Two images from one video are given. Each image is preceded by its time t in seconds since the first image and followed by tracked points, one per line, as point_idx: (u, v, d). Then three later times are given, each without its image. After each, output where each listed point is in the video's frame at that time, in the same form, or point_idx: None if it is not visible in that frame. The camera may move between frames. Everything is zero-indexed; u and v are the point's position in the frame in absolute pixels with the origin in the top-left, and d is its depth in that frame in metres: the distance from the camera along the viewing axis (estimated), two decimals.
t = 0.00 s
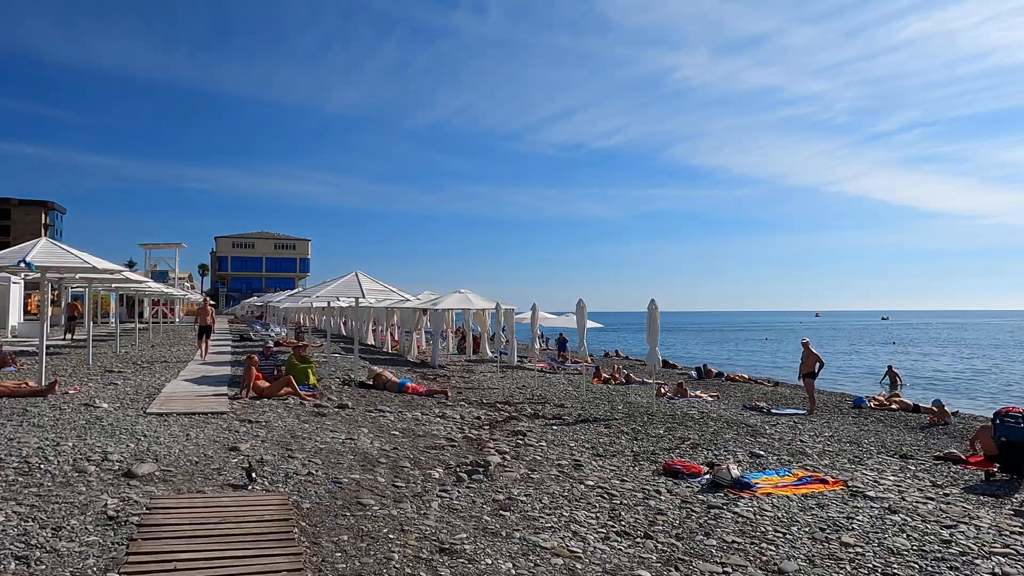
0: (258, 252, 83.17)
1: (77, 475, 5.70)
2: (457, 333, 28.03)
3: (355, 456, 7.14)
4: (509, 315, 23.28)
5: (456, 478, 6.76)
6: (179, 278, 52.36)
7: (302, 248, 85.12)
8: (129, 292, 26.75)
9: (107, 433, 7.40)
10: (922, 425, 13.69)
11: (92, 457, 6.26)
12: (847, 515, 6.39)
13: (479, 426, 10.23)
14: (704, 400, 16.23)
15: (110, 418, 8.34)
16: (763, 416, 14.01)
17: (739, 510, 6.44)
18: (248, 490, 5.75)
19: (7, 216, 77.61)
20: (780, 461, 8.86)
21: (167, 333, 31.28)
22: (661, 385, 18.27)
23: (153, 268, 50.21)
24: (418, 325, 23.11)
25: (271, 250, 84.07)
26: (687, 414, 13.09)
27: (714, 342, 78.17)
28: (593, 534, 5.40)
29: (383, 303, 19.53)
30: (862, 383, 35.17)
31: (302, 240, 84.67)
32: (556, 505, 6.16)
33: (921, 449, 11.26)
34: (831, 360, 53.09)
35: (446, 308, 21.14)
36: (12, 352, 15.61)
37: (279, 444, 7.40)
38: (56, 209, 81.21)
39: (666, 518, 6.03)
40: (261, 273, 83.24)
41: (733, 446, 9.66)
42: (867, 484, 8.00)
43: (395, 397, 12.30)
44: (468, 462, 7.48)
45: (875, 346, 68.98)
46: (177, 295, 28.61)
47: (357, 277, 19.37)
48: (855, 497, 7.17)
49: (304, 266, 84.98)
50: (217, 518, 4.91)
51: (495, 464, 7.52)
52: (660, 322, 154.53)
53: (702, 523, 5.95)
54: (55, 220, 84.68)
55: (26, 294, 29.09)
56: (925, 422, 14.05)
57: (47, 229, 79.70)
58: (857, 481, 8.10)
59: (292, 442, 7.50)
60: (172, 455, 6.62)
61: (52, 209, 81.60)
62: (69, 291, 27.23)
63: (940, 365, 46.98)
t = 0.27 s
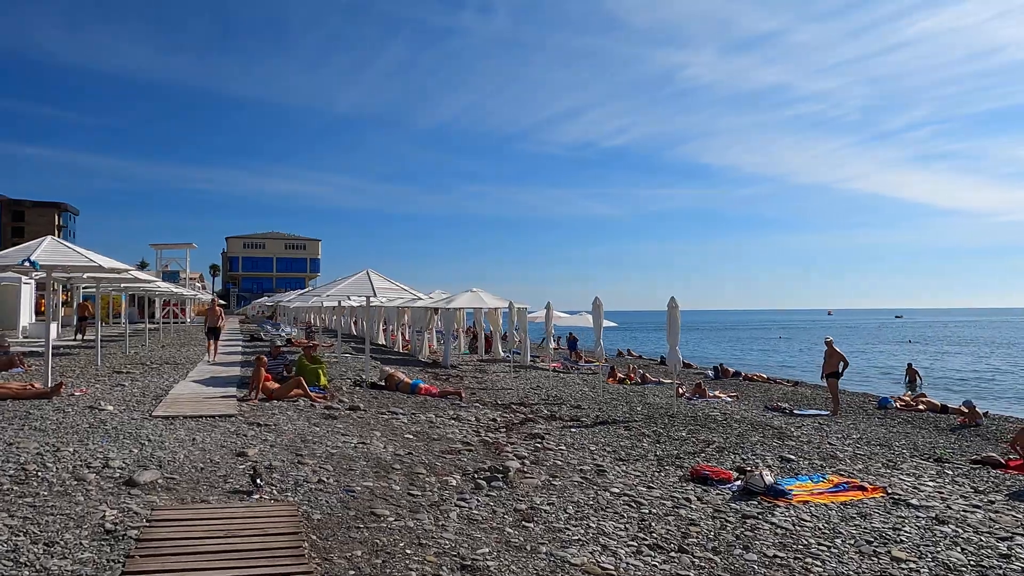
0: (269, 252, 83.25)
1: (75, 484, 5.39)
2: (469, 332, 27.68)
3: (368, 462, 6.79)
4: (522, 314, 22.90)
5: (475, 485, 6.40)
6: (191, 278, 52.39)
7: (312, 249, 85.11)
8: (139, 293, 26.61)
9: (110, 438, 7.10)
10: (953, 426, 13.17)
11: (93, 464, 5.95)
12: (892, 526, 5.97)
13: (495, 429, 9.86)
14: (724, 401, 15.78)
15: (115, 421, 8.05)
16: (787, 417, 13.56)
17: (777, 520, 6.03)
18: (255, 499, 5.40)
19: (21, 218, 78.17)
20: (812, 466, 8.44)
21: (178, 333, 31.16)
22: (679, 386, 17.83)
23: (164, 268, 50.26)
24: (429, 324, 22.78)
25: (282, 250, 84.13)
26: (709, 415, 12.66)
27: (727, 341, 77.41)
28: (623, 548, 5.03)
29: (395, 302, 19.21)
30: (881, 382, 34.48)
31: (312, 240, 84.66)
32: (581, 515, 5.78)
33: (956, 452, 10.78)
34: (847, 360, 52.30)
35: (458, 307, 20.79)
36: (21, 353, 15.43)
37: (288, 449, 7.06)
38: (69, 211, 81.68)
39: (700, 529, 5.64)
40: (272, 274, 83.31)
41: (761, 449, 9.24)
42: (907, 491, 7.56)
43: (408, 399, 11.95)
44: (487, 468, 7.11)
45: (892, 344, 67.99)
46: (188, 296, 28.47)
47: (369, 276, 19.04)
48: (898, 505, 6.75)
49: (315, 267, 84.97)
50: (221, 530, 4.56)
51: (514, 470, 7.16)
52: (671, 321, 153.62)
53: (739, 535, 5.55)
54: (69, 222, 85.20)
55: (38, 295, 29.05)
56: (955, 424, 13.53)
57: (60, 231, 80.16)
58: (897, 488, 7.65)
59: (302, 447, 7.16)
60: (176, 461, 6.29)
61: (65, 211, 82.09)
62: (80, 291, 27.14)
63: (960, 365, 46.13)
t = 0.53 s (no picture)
0: (296, 255, 83.95)
1: (95, 498, 5.15)
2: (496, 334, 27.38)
3: (399, 473, 6.46)
4: (550, 315, 22.49)
5: (512, 499, 6.03)
6: (220, 281, 52.94)
7: (338, 251, 85.59)
8: (169, 295, 26.79)
9: (135, 447, 6.88)
10: (1009, 432, 12.48)
11: (115, 476, 5.71)
12: (968, 547, 5.47)
13: (528, 435, 9.48)
14: (762, 404, 15.23)
15: (141, 429, 7.85)
16: (830, 422, 12.97)
17: (840, 540, 5.57)
18: (281, 515, 5.10)
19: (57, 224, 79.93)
20: (867, 477, 7.92)
21: (208, 336, 31.35)
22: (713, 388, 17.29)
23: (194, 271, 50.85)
24: (456, 326, 22.50)
25: (309, 253, 84.76)
26: (749, 420, 12.15)
27: (757, 341, 76.06)
28: (677, 572, 4.62)
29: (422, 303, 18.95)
30: (921, 383, 33.37)
31: (339, 242, 85.14)
32: (627, 533, 5.38)
33: (1017, 460, 10.14)
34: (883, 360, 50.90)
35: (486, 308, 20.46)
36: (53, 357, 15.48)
37: (316, 459, 6.76)
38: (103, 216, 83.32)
39: (757, 550, 5.20)
40: (299, 276, 83.98)
41: (810, 458, 8.73)
42: (975, 505, 7.02)
43: (437, 403, 11.64)
44: (523, 479, 6.74)
45: (928, 344, 66.15)
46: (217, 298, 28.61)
47: (397, 277, 18.77)
48: (969, 522, 6.23)
49: (341, 268, 85.45)
50: (248, 552, 4.26)
51: (552, 481, 6.78)
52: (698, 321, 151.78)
53: (800, 557, 5.12)
54: (102, 227, 86.93)
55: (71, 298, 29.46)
56: (1010, 429, 12.84)
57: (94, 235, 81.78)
58: (963, 502, 7.12)
59: (329, 457, 6.86)
60: (200, 472, 6.03)
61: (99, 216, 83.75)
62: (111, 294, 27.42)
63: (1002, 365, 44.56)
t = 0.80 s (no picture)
0: (342, 254, 85.17)
1: (148, 498, 4.99)
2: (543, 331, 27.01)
3: (455, 475, 6.16)
4: (599, 312, 22.00)
5: (575, 504, 5.67)
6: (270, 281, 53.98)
7: (384, 250, 86.46)
8: (222, 294, 27.28)
9: (188, 445, 6.76)
10: None
11: (167, 475, 5.57)
12: None
13: (583, 435, 9.09)
14: (826, 404, 14.47)
15: (194, 426, 7.77)
16: (903, 423, 12.20)
17: (942, 555, 5.03)
18: (336, 519, 4.85)
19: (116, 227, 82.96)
20: (958, 484, 7.28)
21: (258, 334, 31.87)
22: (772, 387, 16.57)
23: (245, 271, 51.95)
24: (503, 323, 22.23)
25: (355, 252, 85.88)
26: (816, 421, 11.50)
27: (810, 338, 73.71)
28: None
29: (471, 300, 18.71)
30: (992, 382, 31.58)
31: (384, 241, 86.00)
32: (703, 544, 4.96)
33: None
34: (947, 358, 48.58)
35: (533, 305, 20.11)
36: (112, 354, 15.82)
37: (368, 459, 6.53)
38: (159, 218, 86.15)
39: (850, 565, 4.72)
40: (346, 275, 85.15)
41: (891, 462, 8.11)
42: None
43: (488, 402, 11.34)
44: (585, 483, 6.37)
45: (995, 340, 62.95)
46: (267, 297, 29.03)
47: (446, 274, 18.57)
48: None
49: (386, 267, 86.28)
50: (301, 559, 4.01)
51: (615, 485, 6.39)
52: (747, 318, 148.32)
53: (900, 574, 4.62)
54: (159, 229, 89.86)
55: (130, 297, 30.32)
56: None
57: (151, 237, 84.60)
58: None
59: (382, 457, 6.61)
60: (252, 472, 5.85)
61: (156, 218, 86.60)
62: (167, 293, 28.09)
63: None
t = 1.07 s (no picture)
0: (397, 252, 86.21)
1: (209, 506, 4.82)
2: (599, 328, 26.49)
3: (523, 484, 5.81)
4: (659, 309, 21.33)
5: (654, 519, 5.24)
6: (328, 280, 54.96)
7: (437, 248, 87.09)
8: (282, 293, 27.77)
9: (248, 447, 6.63)
10: None
11: (229, 481, 5.41)
12: None
13: (652, 440, 8.62)
14: (908, 406, 13.54)
15: (255, 427, 7.67)
16: (999, 428, 11.24)
17: None
18: (401, 532, 4.57)
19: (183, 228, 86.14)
20: None
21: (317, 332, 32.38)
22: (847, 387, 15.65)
23: (303, 270, 53.02)
24: (559, 320, 21.83)
25: (409, 250, 86.80)
26: (901, 425, 10.70)
27: (879, 335, 70.52)
28: None
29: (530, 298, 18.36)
30: None
31: (437, 239, 86.61)
32: (803, 568, 4.46)
33: None
34: None
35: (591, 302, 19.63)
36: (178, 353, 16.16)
37: (431, 464, 6.24)
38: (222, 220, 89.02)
39: None
40: (400, 273, 86.14)
41: (998, 474, 7.36)
42: None
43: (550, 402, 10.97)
44: (662, 494, 5.92)
45: None
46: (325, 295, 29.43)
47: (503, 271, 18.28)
48: None
49: (440, 265, 86.92)
50: None
51: (695, 497, 5.92)
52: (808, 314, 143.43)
53: None
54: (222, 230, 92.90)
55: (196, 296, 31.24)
56: None
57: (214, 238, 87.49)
58: None
59: (445, 463, 6.31)
60: (314, 478, 5.64)
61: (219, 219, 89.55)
62: (230, 292, 28.78)
63: None
